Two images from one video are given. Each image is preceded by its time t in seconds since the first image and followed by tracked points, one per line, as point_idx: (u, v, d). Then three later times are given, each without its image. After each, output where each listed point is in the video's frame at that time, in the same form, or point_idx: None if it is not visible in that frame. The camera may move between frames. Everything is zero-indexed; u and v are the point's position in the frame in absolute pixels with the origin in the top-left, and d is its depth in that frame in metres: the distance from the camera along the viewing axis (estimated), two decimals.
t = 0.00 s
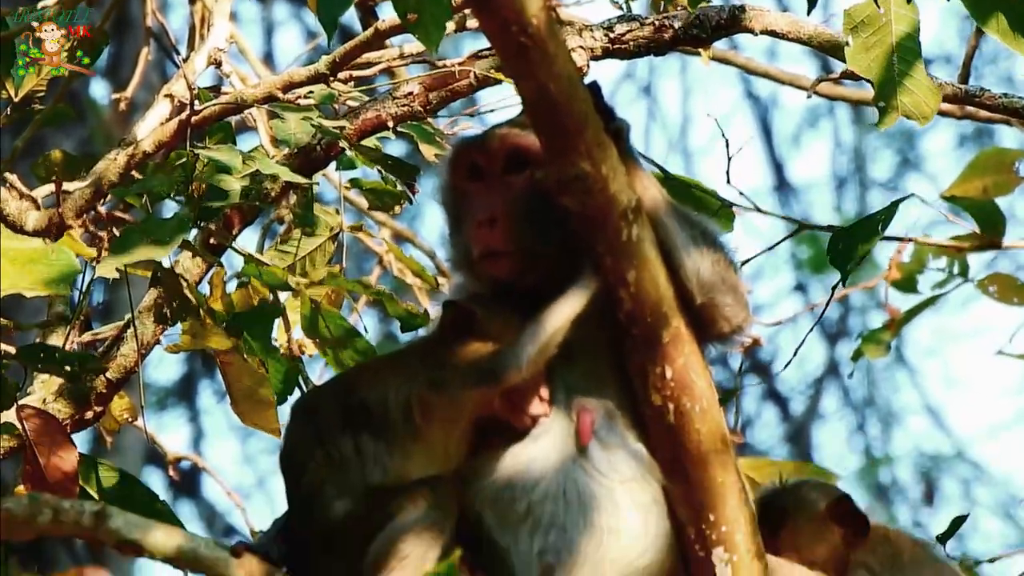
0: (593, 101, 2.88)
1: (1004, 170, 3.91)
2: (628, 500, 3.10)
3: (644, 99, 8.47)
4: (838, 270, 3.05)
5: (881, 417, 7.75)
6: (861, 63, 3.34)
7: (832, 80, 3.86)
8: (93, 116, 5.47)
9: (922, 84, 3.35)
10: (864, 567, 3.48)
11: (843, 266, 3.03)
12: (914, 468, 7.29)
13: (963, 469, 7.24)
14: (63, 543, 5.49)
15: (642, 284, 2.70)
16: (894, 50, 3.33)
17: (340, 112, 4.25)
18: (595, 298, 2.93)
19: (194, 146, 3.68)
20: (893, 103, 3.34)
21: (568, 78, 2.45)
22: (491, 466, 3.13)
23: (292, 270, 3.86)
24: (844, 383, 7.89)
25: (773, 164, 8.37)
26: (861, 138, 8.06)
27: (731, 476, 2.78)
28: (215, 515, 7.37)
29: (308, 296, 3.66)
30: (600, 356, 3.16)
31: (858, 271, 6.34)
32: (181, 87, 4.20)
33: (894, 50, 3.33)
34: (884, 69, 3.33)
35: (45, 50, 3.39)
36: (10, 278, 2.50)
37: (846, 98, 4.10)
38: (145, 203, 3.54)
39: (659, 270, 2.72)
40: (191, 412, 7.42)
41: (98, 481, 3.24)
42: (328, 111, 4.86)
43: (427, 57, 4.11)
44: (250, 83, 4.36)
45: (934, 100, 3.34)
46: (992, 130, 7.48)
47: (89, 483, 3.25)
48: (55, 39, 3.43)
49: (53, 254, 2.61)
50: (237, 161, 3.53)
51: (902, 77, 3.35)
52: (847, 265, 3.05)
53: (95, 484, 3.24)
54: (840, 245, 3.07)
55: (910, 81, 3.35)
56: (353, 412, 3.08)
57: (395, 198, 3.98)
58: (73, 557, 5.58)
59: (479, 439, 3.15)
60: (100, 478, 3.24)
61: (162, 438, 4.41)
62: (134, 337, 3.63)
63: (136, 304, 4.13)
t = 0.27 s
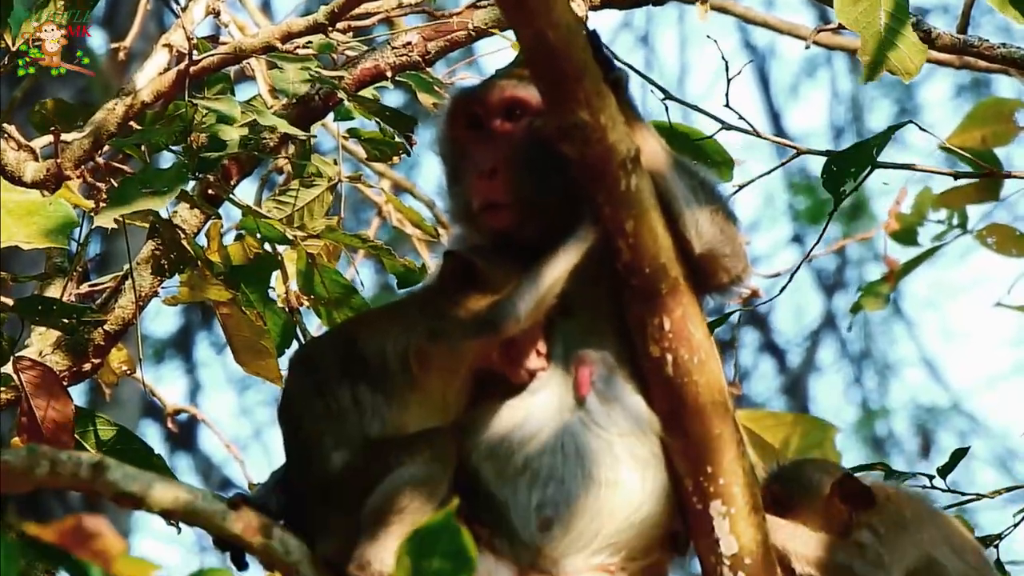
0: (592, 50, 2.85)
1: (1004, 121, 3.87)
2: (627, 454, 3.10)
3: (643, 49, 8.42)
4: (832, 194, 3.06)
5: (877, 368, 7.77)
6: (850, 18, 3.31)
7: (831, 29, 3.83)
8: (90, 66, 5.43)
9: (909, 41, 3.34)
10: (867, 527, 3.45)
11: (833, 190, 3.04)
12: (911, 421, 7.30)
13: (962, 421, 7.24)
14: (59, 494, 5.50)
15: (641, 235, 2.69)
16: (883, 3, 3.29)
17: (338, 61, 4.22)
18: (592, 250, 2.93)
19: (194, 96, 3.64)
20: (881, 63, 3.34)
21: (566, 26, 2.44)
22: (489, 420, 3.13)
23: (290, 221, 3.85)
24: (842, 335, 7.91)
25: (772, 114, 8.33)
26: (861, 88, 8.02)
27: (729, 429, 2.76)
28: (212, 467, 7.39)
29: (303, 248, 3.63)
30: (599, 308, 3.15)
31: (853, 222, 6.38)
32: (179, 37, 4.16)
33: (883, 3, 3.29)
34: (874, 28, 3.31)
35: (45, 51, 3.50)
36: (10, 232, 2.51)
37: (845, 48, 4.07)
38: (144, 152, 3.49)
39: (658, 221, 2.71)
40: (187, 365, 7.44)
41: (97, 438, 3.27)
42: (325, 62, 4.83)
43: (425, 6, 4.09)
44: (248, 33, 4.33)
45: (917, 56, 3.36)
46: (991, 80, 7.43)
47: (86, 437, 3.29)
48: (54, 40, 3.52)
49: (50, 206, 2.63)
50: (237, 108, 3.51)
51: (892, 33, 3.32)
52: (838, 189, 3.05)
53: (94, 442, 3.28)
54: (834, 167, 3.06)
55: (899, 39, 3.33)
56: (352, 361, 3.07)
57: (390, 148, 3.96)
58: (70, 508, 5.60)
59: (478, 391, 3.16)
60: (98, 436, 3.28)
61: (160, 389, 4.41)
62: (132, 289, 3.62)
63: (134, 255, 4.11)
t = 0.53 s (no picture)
0: (588, 36, 2.85)
1: (1001, 107, 3.87)
2: (624, 441, 3.10)
3: (639, 36, 8.41)
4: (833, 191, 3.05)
5: (874, 355, 7.77)
6: (849, 6, 3.32)
7: (827, 16, 3.83)
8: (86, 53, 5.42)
9: (909, 27, 3.33)
10: (865, 523, 3.47)
11: (835, 185, 3.03)
12: (908, 407, 7.31)
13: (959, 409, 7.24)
14: (55, 482, 5.50)
15: (637, 220, 2.69)
16: None
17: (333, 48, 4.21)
18: (588, 236, 2.92)
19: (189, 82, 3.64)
20: (880, 46, 3.33)
21: (564, 11, 2.48)
22: (486, 405, 3.12)
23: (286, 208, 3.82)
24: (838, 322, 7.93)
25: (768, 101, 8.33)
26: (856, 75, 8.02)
27: (724, 415, 2.77)
28: (208, 454, 7.39)
29: (302, 232, 3.59)
30: (595, 294, 3.16)
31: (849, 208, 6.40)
32: (174, 24, 4.16)
33: None
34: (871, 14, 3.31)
35: (44, 52, 3.45)
36: (8, 215, 2.52)
37: (842, 34, 4.07)
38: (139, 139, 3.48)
39: (655, 206, 2.71)
40: (183, 353, 7.43)
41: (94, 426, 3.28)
42: (321, 49, 4.82)
43: None
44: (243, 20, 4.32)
45: (919, 43, 3.33)
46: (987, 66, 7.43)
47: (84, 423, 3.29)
48: (54, 40, 3.45)
49: (47, 189, 2.62)
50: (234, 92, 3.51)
51: (890, 20, 3.33)
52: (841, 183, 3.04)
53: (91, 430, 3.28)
54: (834, 162, 3.06)
55: (898, 25, 3.33)
56: (349, 347, 3.07)
57: (387, 135, 3.95)
58: (66, 496, 5.60)
59: (475, 378, 3.17)
60: (95, 422, 3.28)
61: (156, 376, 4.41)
62: (128, 275, 3.61)
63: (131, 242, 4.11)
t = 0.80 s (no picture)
0: (585, 33, 2.85)
1: (998, 104, 3.87)
2: (622, 439, 3.10)
3: (636, 34, 8.41)
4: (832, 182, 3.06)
5: (872, 353, 7.77)
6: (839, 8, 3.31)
7: (825, 14, 3.82)
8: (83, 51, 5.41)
9: (897, 31, 3.33)
10: (862, 528, 3.50)
11: (833, 177, 3.03)
12: (906, 406, 7.31)
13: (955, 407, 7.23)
14: (53, 480, 5.49)
15: (634, 218, 2.68)
16: None
17: (332, 44, 4.21)
18: (586, 234, 2.91)
19: (188, 79, 3.64)
20: (868, 50, 3.33)
21: (561, 10, 2.47)
22: (483, 403, 3.12)
23: (284, 204, 3.83)
24: (836, 320, 7.93)
25: (765, 99, 8.33)
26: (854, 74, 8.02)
27: (723, 413, 2.77)
28: (206, 452, 7.39)
29: (301, 229, 3.62)
30: (593, 292, 3.15)
31: (847, 206, 6.39)
32: (172, 21, 4.15)
33: None
34: (861, 17, 3.31)
35: (44, 51, 3.47)
36: (4, 211, 2.52)
37: (839, 31, 4.06)
38: (137, 137, 3.47)
39: (652, 204, 2.71)
40: (181, 350, 7.44)
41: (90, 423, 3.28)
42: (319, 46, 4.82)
43: None
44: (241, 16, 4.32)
45: (908, 48, 3.34)
46: (985, 64, 7.43)
47: (81, 420, 3.29)
48: (55, 39, 3.47)
49: (45, 187, 2.62)
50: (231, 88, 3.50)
51: (879, 25, 3.32)
52: (839, 175, 3.04)
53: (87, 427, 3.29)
54: (832, 154, 3.06)
55: (887, 29, 3.32)
56: (348, 345, 3.07)
57: (384, 132, 3.94)
58: (65, 493, 5.59)
59: (473, 375, 3.16)
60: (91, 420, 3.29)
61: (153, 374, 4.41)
62: (126, 272, 3.61)
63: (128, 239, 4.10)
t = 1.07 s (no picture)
0: (585, 32, 2.85)
1: (998, 102, 3.87)
2: (623, 439, 3.09)
3: (636, 33, 8.41)
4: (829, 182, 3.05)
5: (873, 352, 7.76)
6: (836, 11, 3.29)
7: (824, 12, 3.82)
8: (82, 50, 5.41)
9: (895, 35, 3.33)
10: (860, 532, 3.51)
11: (831, 177, 3.02)
12: (907, 405, 7.31)
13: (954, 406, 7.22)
14: (54, 479, 5.49)
15: (634, 217, 2.68)
16: None
17: (332, 43, 4.21)
18: (586, 233, 2.91)
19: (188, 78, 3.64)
20: (864, 53, 3.34)
21: (561, 10, 2.47)
22: (484, 403, 3.12)
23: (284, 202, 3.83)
24: (836, 318, 7.92)
25: (765, 98, 8.33)
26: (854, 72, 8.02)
27: (723, 412, 2.76)
28: (207, 451, 7.39)
29: (301, 226, 3.59)
30: (593, 291, 3.15)
31: (847, 206, 6.40)
32: (173, 20, 4.16)
33: None
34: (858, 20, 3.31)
35: (45, 52, 3.51)
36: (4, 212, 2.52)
37: (839, 30, 4.06)
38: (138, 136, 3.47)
39: (652, 203, 2.71)
40: (182, 349, 7.44)
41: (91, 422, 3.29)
42: (319, 45, 4.82)
43: None
44: (242, 15, 4.32)
45: (906, 51, 3.35)
46: (985, 63, 7.43)
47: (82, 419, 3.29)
48: (55, 40, 3.51)
49: (45, 186, 2.62)
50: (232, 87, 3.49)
51: (877, 28, 3.32)
52: (837, 176, 3.04)
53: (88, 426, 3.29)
54: (829, 154, 3.06)
55: (885, 32, 3.32)
56: (348, 344, 3.06)
57: (385, 131, 3.94)
58: (66, 492, 5.59)
59: (473, 375, 3.16)
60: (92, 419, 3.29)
61: (154, 373, 4.41)
62: (127, 271, 3.61)
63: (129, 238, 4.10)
